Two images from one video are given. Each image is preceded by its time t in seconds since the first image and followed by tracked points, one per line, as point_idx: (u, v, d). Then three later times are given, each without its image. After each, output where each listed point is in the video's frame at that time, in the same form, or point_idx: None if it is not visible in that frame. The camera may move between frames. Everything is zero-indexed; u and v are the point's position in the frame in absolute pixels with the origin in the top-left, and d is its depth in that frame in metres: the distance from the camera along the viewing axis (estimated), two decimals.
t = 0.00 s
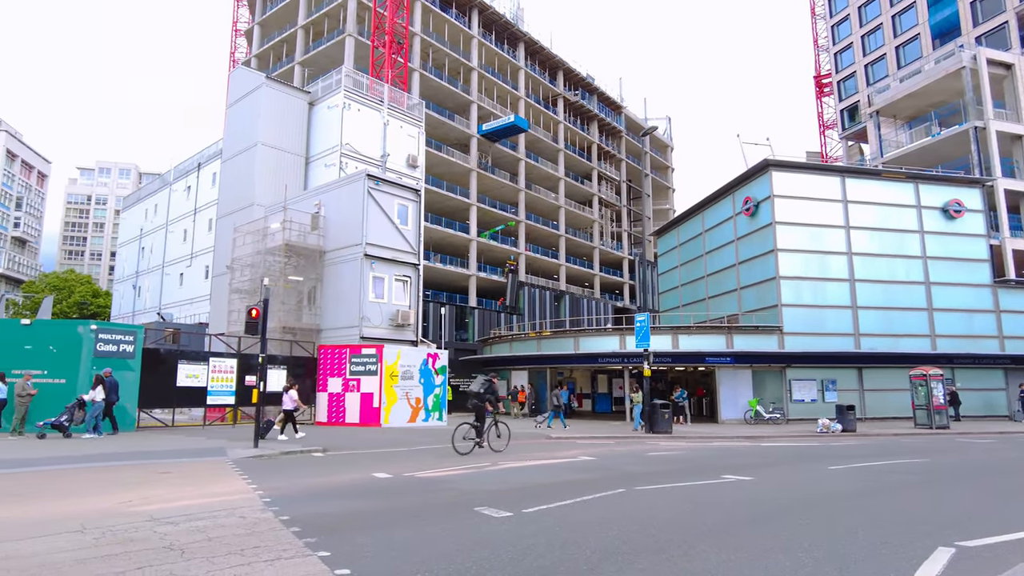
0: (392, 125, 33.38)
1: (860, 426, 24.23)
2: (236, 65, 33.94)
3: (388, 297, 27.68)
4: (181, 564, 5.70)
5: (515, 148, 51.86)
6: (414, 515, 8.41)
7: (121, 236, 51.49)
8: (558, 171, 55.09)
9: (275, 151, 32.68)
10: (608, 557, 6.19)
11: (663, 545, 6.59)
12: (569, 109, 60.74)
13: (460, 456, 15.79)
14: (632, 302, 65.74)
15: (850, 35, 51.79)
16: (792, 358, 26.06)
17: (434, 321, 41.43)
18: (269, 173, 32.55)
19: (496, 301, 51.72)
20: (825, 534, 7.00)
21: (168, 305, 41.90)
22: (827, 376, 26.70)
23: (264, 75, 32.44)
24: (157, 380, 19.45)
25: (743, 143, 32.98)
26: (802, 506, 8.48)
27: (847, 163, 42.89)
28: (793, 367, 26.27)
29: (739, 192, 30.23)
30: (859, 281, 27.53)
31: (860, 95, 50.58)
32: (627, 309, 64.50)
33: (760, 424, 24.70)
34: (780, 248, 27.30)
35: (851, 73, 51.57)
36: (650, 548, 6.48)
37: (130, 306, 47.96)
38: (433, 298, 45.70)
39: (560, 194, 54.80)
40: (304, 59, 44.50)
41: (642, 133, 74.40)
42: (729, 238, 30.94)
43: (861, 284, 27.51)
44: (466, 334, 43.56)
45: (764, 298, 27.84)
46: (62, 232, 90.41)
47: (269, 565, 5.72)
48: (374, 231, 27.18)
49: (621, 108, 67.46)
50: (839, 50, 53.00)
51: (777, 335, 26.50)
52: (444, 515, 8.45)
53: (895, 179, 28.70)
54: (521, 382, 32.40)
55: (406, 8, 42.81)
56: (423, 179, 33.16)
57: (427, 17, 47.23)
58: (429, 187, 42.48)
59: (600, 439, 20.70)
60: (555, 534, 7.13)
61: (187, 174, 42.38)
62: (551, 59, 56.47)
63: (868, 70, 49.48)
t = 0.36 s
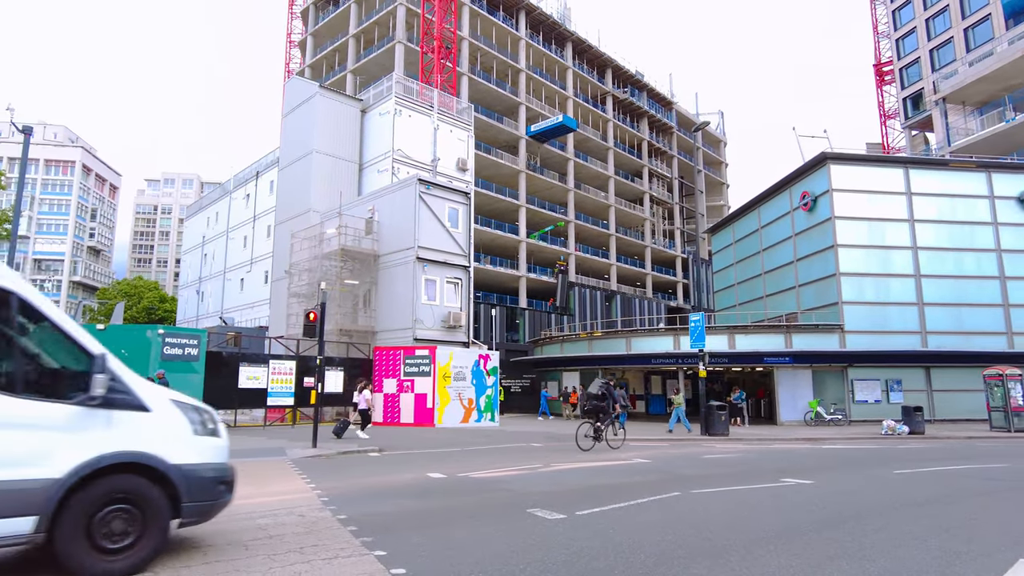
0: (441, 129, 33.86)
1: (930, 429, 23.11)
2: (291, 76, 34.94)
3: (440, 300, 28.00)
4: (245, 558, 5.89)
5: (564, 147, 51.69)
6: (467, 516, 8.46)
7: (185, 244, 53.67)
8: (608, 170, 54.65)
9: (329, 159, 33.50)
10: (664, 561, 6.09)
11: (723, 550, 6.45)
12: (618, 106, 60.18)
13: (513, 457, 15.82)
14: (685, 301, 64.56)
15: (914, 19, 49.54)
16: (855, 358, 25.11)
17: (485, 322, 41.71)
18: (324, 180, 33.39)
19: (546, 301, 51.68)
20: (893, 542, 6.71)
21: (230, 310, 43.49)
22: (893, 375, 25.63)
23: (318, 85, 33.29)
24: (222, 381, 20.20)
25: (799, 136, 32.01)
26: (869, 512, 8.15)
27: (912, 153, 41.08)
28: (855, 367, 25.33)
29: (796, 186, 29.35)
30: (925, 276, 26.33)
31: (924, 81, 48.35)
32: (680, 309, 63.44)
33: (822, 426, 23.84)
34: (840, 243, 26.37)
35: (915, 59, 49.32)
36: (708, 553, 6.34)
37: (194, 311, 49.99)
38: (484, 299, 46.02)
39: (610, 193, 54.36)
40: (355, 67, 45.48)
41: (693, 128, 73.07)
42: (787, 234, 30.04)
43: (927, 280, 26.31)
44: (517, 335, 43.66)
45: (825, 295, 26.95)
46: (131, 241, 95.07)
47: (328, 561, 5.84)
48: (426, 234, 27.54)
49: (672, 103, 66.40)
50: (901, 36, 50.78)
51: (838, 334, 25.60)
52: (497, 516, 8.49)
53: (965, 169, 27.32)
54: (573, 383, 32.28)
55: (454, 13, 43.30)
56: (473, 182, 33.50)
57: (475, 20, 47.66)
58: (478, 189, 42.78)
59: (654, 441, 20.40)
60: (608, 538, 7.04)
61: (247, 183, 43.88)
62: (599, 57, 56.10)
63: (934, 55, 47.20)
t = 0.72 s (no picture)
0: (474, 131, 34.13)
1: (981, 431, 22.31)
2: (327, 81, 35.52)
3: (474, 300, 28.15)
4: (281, 556, 6.01)
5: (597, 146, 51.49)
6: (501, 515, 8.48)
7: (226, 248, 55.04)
8: (643, 168, 54.14)
9: (365, 162, 33.99)
10: (697, 563, 6.02)
11: (758, 552, 6.34)
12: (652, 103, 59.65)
13: (548, 456, 15.83)
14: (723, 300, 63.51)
15: (961, 5, 47.83)
16: (899, 356, 24.41)
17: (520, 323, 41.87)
18: (360, 184, 33.90)
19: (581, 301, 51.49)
20: (935, 547, 6.51)
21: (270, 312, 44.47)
22: (940, 373, 24.80)
23: (353, 89, 33.78)
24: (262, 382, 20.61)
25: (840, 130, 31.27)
26: (913, 516, 7.90)
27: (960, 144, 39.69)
28: (899, 365, 24.64)
29: (836, 181, 28.70)
30: (974, 272, 25.46)
31: (973, 69, 46.65)
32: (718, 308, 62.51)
33: (865, 427, 23.17)
34: (882, 238, 25.68)
35: (963, 46, 47.59)
36: (743, 556, 6.23)
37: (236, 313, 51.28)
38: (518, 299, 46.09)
39: (645, 191, 53.91)
40: (389, 71, 46.05)
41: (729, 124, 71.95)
42: (827, 230, 29.37)
43: (976, 275, 25.43)
44: (551, 335, 43.60)
45: (867, 292, 26.26)
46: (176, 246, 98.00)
47: (359, 559, 5.91)
48: (460, 235, 27.70)
49: (707, 99, 65.49)
50: (947, 23, 49.10)
51: (881, 331, 24.94)
52: (531, 516, 8.48)
53: (1015, 159, 26.33)
54: (608, 383, 32.17)
55: (486, 14, 43.50)
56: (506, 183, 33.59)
57: (506, 21, 47.77)
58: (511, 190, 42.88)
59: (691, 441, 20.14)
60: (642, 540, 6.99)
61: (284, 188, 44.78)
62: (633, 55, 55.69)
63: (983, 41, 45.47)
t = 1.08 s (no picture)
0: (491, 131, 34.21)
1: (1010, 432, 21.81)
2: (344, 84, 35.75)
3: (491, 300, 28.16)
4: (306, 557, 6.07)
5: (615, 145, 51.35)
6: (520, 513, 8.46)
7: (246, 249, 55.63)
8: (660, 166, 53.78)
9: (383, 164, 34.19)
10: (718, 565, 5.98)
11: (781, 554, 6.28)
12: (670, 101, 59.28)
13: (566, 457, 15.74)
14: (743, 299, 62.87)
15: None
16: (922, 356, 24.01)
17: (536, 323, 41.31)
18: (378, 185, 34.10)
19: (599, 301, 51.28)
20: (962, 550, 6.40)
21: (290, 313, 44.89)
22: (965, 373, 24.30)
23: (371, 92, 33.99)
24: (284, 382, 20.80)
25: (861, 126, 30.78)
26: (939, 518, 7.77)
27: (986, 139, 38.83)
28: (922, 365, 24.22)
29: (858, 178, 28.30)
30: (1001, 269, 24.96)
31: (999, 62, 45.63)
32: (738, 307, 61.89)
33: (887, 427, 22.77)
34: (904, 236, 25.30)
35: (989, 39, 46.59)
36: (766, 558, 6.18)
37: (256, 313, 51.88)
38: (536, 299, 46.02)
39: (663, 190, 53.58)
40: (406, 72, 46.24)
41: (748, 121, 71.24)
42: (848, 228, 28.97)
43: (1003, 273, 24.92)
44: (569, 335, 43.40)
45: (889, 290, 25.87)
46: (196, 248, 99.30)
47: (379, 559, 5.96)
48: (477, 236, 27.73)
49: (726, 97, 64.93)
50: (972, 16, 48.09)
51: (904, 330, 24.59)
52: (549, 515, 8.46)
53: None
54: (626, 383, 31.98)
55: (502, 14, 43.48)
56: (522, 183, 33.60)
57: (523, 21, 47.71)
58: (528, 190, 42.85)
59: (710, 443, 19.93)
60: (662, 540, 6.95)
61: (304, 190, 45.18)
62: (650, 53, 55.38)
63: (1010, 33, 44.45)
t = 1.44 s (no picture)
0: (505, 131, 34.24)
1: None
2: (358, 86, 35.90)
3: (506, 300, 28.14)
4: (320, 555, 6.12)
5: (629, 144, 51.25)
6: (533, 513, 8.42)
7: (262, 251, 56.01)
8: (675, 165, 53.45)
9: (397, 165, 34.35)
10: (734, 567, 5.92)
11: (799, 555, 6.25)
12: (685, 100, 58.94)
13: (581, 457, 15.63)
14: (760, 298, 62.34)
15: None
16: (943, 355, 23.60)
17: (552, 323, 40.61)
18: (392, 186, 34.24)
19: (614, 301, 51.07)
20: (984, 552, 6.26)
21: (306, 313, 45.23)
22: (987, 373, 23.86)
23: (384, 93, 34.13)
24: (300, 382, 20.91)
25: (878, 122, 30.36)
26: (958, 520, 7.68)
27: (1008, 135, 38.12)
28: (943, 365, 23.87)
29: (876, 176, 27.90)
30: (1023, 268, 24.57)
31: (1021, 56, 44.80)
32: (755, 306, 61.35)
33: (906, 427, 22.45)
34: (924, 234, 24.92)
35: (1010, 33, 45.76)
36: (781, 558, 6.16)
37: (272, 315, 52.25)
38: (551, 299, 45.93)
39: (678, 189, 53.27)
40: (420, 73, 46.37)
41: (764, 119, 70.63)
42: (865, 227, 28.60)
43: None
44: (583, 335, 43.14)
45: (908, 289, 25.54)
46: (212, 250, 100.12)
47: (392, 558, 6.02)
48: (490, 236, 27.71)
49: (741, 94, 64.45)
50: (994, 9, 47.23)
51: (924, 330, 24.30)
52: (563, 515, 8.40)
53: None
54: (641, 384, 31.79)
55: (516, 15, 43.48)
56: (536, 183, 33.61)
57: (536, 21, 47.63)
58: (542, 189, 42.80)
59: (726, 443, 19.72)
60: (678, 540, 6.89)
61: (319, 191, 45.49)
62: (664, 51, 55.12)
63: None
